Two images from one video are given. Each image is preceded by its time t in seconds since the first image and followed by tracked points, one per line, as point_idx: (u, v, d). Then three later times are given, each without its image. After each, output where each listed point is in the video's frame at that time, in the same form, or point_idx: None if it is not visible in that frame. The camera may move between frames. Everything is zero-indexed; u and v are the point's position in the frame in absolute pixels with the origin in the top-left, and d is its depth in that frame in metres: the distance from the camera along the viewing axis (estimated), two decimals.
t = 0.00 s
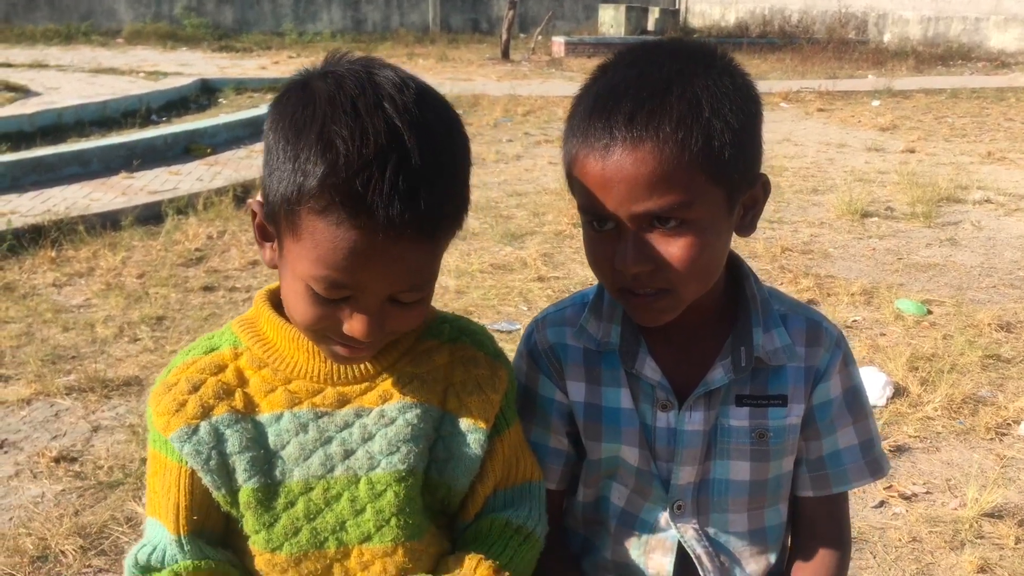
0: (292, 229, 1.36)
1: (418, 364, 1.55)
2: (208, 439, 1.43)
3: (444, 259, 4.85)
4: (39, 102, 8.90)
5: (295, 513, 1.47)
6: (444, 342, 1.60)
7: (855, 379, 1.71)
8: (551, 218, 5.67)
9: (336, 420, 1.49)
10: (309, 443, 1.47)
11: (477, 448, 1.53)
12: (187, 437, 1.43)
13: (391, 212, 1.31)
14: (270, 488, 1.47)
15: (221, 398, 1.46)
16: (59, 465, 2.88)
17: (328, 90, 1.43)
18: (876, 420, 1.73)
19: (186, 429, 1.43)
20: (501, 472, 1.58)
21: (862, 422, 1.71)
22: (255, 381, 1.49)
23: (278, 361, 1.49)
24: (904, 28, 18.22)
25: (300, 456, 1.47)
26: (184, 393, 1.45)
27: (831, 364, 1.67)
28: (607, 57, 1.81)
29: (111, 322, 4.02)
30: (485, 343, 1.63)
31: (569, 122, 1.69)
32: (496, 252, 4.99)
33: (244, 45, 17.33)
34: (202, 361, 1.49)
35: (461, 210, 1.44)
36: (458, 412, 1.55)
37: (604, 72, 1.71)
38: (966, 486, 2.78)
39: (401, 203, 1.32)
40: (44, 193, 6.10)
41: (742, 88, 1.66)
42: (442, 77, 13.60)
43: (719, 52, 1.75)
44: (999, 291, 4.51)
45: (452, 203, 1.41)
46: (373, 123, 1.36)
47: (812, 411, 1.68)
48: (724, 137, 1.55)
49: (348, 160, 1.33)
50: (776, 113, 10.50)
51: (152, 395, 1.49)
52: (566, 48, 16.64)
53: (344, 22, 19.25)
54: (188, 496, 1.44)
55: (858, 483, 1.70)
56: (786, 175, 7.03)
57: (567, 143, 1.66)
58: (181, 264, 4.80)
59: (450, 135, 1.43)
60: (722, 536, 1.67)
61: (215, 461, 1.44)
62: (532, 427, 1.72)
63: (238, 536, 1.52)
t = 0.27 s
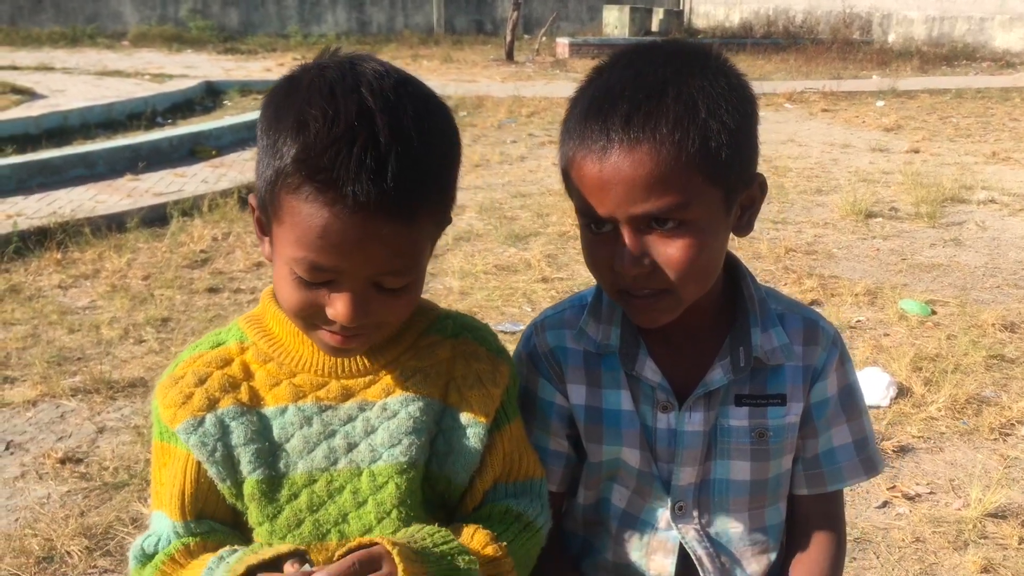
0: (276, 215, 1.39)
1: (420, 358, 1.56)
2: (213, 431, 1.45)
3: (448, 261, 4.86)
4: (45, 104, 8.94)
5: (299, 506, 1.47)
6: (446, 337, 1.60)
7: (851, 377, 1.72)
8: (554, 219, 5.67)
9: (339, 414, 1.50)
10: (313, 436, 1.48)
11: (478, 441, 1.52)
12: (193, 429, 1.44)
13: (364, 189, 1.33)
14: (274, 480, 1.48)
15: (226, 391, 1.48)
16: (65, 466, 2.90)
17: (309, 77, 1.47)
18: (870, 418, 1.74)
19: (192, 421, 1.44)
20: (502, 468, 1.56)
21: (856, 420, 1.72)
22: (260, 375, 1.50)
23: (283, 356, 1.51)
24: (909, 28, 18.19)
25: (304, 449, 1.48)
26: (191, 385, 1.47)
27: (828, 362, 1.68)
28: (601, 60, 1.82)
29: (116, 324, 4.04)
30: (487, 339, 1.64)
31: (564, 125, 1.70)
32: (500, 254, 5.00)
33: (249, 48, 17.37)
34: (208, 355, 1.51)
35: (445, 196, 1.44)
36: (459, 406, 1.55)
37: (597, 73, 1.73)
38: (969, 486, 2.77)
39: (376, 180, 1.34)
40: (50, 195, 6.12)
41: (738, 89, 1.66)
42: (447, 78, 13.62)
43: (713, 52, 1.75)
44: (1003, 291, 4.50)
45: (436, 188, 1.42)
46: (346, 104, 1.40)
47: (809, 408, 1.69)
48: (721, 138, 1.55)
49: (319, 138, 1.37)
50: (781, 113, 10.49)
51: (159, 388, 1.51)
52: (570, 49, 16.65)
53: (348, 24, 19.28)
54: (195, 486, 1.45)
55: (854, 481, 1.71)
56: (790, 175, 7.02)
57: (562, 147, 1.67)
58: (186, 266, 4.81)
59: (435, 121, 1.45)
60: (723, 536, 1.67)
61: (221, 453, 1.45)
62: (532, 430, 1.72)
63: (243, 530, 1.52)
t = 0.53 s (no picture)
0: (271, 215, 1.40)
1: (426, 356, 1.56)
2: (218, 425, 1.45)
3: (451, 262, 4.86)
4: (49, 106, 8.95)
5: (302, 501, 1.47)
6: (452, 336, 1.61)
7: (855, 381, 1.73)
8: (557, 220, 5.67)
9: (344, 410, 1.50)
10: (317, 431, 1.48)
11: (481, 438, 1.53)
12: (198, 423, 1.45)
13: (348, 184, 1.33)
14: (278, 475, 1.48)
15: (231, 386, 1.49)
16: (69, 467, 2.90)
17: (299, 78, 1.48)
18: (874, 421, 1.74)
19: (198, 415, 1.45)
20: (507, 465, 1.57)
21: (860, 423, 1.73)
22: (266, 371, 1.51)
23: (290, 352, 1.53)
24: (913, 29, 18.16)
25: (308, 444, 1.48)
26: (197, 380, 1.48)
27: (833, 366, 1.68)
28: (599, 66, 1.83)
29: (120, 325, 4.05)
30: (493, 337, 1.64)
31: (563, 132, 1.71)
32: (503, 255, 5.00)
33: (253, 49, 17.39)
34: (215, 350, 1.52)
35: (440, 193, 1.45)
36: (464, 404, 1.55)
37: (595, 78, 1.74)
38: (973, 488, 2.77)
39: (363, 174, 1.34)
40: (54, 196, 6.13)
41: (737, 90, 1.66)
42: (450, 79, 13.63)
43: (712, 53, 1.75)
44: (1006, 293, 4.50)
45: (430, 184, 1.42)
46: (332, 102, 1.41)
47: (813, 411, 1.69)
48: (720, 139, 1.55)
49: (304, 137, 1.38)
50: (784, 114, 10.48)
51: (165, 383, 1.52)
52: (573, 50, 16.66)
53: (352, 25, 19.30)
54: (201, 478, 1.46)
55: (856, 483, 1.71)
56: (794, 176, 7.02)
57: (562, 154, 1.68)
58: (190, 267, 4.82)
59: (429, 118, 1.45)
60: (725, 539, 1.67)
61: (226, 448, 1.46)
62: (537, 432, 1.72)
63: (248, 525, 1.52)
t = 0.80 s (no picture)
0: (272, 220, 1.41)
1: (431, 357, 1.57)
2: (225, 425, 1.46)
3: (453, 262, 4.87)
4: (52, 106, 8.97)
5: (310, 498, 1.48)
6: (458, 337, 1.61)
7: (854, 380, 1.73)
8: (559, 221, 5.68)
9: (350, 409, 1.50)
10: (324, 430, 1.49)
11: (488, 439, 1.53)
12: (205, 423, 1.46)
13: (345, 191, 1.33)
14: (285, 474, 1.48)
15: (238, 386, 1.49)
16: (71, 466, 2.91)
17: (297, 82, 1.48)
18: (873, 420, 1.74)
19: (205, 415, 1.46)
20: (513, 466, 1.56)
21: (859, 422, 1.73)
22: (273, 371, 1.52)
23: (296, 352, 1.53)
24: (915, 31, 18.15)
25: (314, 442, 1.48)
26: (204, 380, 1.49)
27: (831, 366, 1.68)
28: (606, 63, 1.83)
29: (123, 324, 4.06)
30: (498, 338, 1.64)
31: (568, 133, 1.70)
32: (505, 256, 5.00)
33: (255, 49, 17.41)
34: (221, 351, 1.53)
35: (442, 193, 1.44)
36: (469, 404, 1.55)
37: (601, 77, 1.73)
38: (974, 490, 2.77)
39: (362, 179, 1.34)
40: (57, 196, 6.14)
41: (745, 92, 1.67)
42: (452, 80, 13.63)
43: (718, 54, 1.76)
44: (1008, 295, 4.50)
45: (431, 185, 1.42)
46: (329, 107, 1.41)
47: (813, 411, 1.69)
48: (731, 141, 1.56)
49: (301, 145, 1.38)
50: (786, 116, 10.48)
51: (172, 383, 1.53)
52: (576, 52, 16.65)
53: (354, 26, 19.30)
54: (208, 475, 1.47)
55: (855, 483, 1.71)
56: (796, 178, 7.02)
57: (569, 155, 1.67)
58: (192, 267, 4.83)
59: (430, 118, 1.45)
60: (727, 539, 1.67)
61: (232, 446, 1.46)
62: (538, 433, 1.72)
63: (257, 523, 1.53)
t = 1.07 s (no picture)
0: (276, 227, 1.40)
1: (435, 361, 1.57)
2: (230, 427, 1.47)
3: (455, 264, 4.86)
4: (55, 106, 8.97)
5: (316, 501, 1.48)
6: (462, 341, 1.61)
7: (849, 370, 1.73)
8: (561, 223, 5.67)
9: (356, 412, 1.50)
10: (330, 433, 1.49)
11: (492, 443, 1.53)
12: (212, 426, 1.46)
13: (350, 201, 1.32)
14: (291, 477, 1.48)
15: (244, 389, 1.50)
16: (72, 467, 2.91)
17: (299, 88, 1.47)
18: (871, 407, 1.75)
19: (210, 417, 1.47)
20: (518, 469, 1.56)
21: (859, 411, 1.73)
22: (278, 375, 1.52)
23: (301, 355, 1.53)
24: (917, 33, 18.13)
25: (320, 445, 1.48)
26: (210, 383, 1.49)
27: (828, 358, 1.69)
28: (613, 54, 1.81)
29: (124, 325, 4.06)
30: (501, 341, 1.64)
31: (579, 126, 1.68)
32: (506, 257, 5.00)
33: (257, 50, 17.42)
34: (227, 354, 1.53)
35: (447, 197, 1.44)
36: (474, 408, 1.55)
37: (613, 67, 1.72)
38: (976, 493, 2.77)
39: (367, 189, 1.33)
40: (58, 197, 6.15)
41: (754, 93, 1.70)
42: (454, 81, 13.63)
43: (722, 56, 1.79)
44: (1010, 298, 4.49)
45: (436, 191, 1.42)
46: (333, 114, 1.40)
47: (813, 408, 1.70)
48: (753, 136, 1.58)
49: (306, 155, 1.37)
50: (788, 118, 10.47)
51: (178, 386, 1.53)
52: (578, 53, 16.64)
53: (356, 27, 19.30)
54: (214, 478, 1.47)
55: (864, 472, 1.71)
56: (798, 180, 7.01)
57: (582, 147, 1.65)
58: (194, 268, 4.83)
59: (433, 122, 1.45)
60: (736, 539, 1.67)
61: (238, 450, 1.46)
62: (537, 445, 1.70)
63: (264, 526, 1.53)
